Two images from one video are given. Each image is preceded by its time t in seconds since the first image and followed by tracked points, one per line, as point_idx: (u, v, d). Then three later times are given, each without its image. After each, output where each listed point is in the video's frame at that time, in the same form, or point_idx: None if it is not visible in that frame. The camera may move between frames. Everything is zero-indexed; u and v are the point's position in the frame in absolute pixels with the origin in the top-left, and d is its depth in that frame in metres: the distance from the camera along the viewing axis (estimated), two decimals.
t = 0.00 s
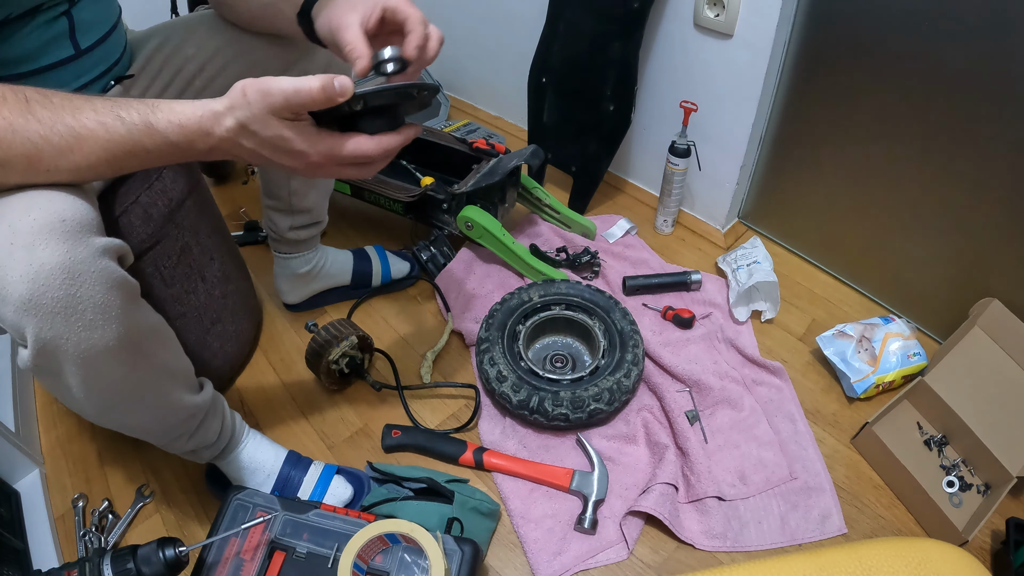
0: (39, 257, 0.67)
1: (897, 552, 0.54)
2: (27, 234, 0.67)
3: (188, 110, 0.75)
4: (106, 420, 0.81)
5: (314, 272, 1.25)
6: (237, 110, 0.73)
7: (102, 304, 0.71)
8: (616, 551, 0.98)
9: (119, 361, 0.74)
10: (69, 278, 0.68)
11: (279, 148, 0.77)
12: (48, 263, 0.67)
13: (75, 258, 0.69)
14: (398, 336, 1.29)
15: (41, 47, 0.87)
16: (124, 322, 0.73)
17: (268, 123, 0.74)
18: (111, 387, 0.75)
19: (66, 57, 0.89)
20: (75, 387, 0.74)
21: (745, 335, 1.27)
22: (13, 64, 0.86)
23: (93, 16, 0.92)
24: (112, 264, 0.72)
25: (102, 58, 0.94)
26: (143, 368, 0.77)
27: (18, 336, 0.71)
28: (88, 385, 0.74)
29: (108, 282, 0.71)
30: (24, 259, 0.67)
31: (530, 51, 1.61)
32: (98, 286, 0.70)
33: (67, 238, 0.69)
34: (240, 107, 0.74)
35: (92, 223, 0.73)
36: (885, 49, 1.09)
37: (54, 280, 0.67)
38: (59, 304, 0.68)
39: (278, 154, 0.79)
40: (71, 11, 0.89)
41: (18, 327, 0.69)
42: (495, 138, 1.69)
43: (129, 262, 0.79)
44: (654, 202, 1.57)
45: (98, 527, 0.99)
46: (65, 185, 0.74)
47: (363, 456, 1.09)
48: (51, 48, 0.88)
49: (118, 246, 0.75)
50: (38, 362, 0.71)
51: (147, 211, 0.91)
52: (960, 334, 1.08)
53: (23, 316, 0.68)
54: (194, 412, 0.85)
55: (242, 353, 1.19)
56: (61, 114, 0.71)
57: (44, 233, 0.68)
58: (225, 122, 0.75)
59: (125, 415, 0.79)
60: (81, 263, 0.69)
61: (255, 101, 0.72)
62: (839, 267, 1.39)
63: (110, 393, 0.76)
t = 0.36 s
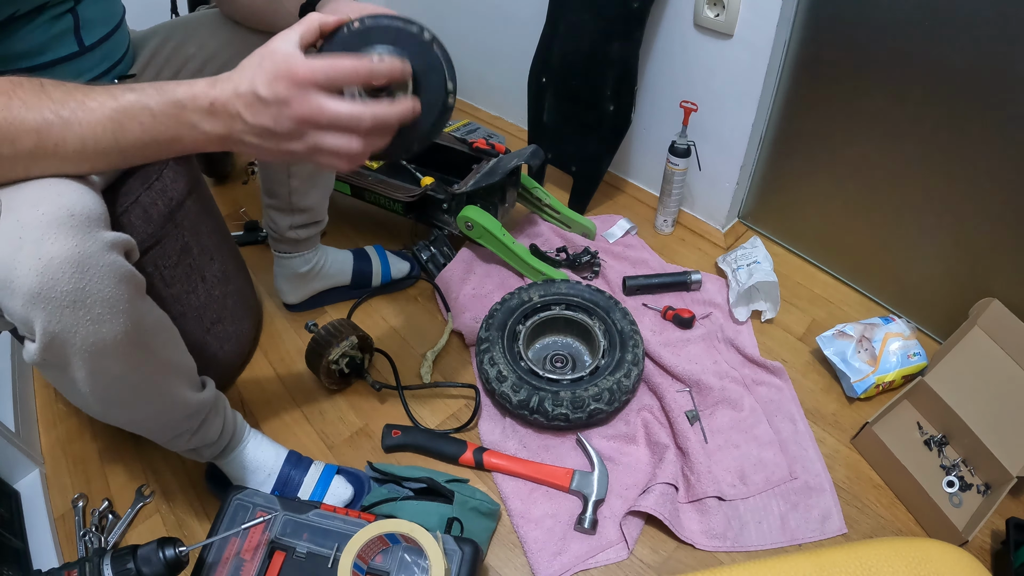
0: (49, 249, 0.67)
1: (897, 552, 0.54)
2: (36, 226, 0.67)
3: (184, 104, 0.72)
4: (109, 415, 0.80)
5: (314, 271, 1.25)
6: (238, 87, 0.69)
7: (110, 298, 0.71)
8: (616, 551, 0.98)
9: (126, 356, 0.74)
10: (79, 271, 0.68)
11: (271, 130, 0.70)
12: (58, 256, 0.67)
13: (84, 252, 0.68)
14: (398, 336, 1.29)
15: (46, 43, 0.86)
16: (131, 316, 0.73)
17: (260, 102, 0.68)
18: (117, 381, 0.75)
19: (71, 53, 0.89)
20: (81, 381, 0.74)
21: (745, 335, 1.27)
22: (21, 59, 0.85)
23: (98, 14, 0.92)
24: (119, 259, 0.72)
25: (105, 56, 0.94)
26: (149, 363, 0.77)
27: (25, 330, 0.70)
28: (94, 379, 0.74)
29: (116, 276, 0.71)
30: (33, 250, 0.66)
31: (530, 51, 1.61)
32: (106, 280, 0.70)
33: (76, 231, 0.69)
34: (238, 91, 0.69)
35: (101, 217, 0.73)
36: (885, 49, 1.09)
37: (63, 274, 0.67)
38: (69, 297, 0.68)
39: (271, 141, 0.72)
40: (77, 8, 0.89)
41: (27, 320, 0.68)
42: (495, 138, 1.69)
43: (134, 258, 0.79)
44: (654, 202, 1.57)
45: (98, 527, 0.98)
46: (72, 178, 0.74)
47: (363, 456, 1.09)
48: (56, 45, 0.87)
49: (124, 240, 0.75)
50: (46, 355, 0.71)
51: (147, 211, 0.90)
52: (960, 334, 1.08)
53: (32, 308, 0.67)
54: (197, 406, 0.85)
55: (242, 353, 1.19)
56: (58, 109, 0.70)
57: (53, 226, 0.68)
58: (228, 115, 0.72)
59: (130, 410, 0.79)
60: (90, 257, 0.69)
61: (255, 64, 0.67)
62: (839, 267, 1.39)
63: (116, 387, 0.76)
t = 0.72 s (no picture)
0: (70, 233, 0.67)
1: (897, 552, 0.54)
2: (57, 211, 0.67)
3: (196, 88, 0.75)
4: (118, 406, 0.80)
5: (313, 271, 1.25)
6: (245, 53, 0.73)
7: (127, 285, 0.71)
8: (616, 551, 0.98)
9: (140, 344, 0.74)
10: (99, 256, 0.68)
11: (282, 85, 0.72)
12: (79, 240, 0.67)
13: (101, 239, 0.68)
14: (398, 336, 1.29)
15: (46, 41, 0.86)
16: (146, 304, 0.73)
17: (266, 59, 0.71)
18: (130, 370, 0.75)
19: (72, 51, 0.89)
20: (93, 369, 0.74)
21: (745, 335, 1.27)
22: (20, 57, 0.85)
23: (100, 13, 0.92)
24: (135, 247, 0.72)
25: (106, 54, 0.94)
26: (160, 353, 0.77)
27: (40, 317, 0.70)
28: (107, 367, 0.74)
29: (133, 263, 0.71)
30: (54, 234, 0.66)
31: (530, 51, 1.61)
32: (122, 267, 0.70)
33: (96, 216, 0.69)
34: (246, 63, 0.72)
35: (119, 206, 0.73)
36: (885, 49, 1.09)
37: (81, 260, 0.67)
38: (87, 282, 0.68)
39: (286, 98, 0.74)
40: (78, 7, 0.89)
41: (45, 306, 0.68)
42: (495, 138, 1.69)
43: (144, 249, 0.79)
44: (654, 202, 1.57)
45: (99, 527, 0.98)
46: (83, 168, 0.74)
47: (363, 456, 1.09)
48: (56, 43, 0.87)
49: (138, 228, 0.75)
50: (62, 342, 0.71)
51: (146, 211, 0.90)
52: (960, 334, 1.08)
53: (51, 291, 0.67)
54: (204, 400, 0.85)
55: (242, 353, 1.19)
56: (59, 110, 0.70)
57: (74, 210, 0.68)
58: (241, 91, 0.74)
59: (141, 400, 0.79)
60: (107, 244, 0.69)
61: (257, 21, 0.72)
62: (839, 266, 1.39)
63: (127, 376, 0.76)
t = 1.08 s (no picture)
0: (58, 240, 0.67)
1: (897, 552, 0.54)
2: (46, 218, 0.67)
3: (187, 94, 0.75)
4: (113, 411, 0.80)
5: (313, 271, 1.25)
6: (235, 60, 0.72)
7: (118, 291, 0.71)
8: (616, 551, 0.98)
9: (133, 349, 0.74)
10: (88, 263, 0.68)
11: (273, 93, 0.73)
12: (68, 247, 0.67)
13: (91, 245, 0.68)
14: (398, 336, 1.29)
15: (42, 43, 0.86)
16: (138, 309, 0.73)
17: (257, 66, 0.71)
18: (124, 375, 0.75)
19: (69, 52, 0.89)
20: (87, 375, 0.74)
21: (745, 335, 1.27)
22: (18, 58, 0.85)
23: (97, 13, 0.91)
24: (126, 252, 0.72)
25: (104, 55, 0.94)
26: (154, 357, 0.77)
27: (32, 324, 0.70)
28: (100, 373, 0.74)
29: (124, 268, 0.71)
30: (42, 242, 0.66)
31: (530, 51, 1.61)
32: (113, 273, 0.70)
33: (85, 223, 0.69)
34: (238, 71, 0.72)
35: (109, 211, 0.73)
36: (886, 48, 1.09)
37: (71, 267, 0.67)
38: (77, 289, 0.68)
39: (277, 107, 0.74)
40: (75, 6, 0.89)
41: (36, 313, 0.68)
42: (495, 138, 1.69)
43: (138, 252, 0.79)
44: (654, 202, 1.57)
45: (99, 527, 0.99)
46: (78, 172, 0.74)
47: (363, 456, 1.09)
48: (53, 45, 0.87)
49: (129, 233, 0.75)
50: (54, 349, 0.71)
51: (147, 211, 0.90)
52: (960, 334, 1.08)
53: (40, 300, 0.67)
54: (200, 402, 0.85)
55: (242, 353, 1.19)
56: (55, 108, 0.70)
57: (63, 217, 0.68)
58: (232, 97, 0.74)
59: (135, 405, 0.79)
60: (96, 250, 0.69)
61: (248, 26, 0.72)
62: (839, 267, 1.39)
63: (121, 382, 0.76)
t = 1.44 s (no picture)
0: (61, 240, 0.67)
1: (897, 552, 0.54)
2: (48, 217, 0.67)
3: (181, 87, 0.75)
4: (115, 410, 0.80)
5: (313, 272, 1.25)
6: (229, 51, 0.72)
7: (120, 290, 0.71)
8: (616, 551, 0.98)
9: (135, 348, 0.74)
10: (91, 262, 0.68)
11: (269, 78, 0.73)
12: (70, 246, 0.67)
13: (93, 245, 0.68)
14: (398, 336, 1.29)
15: (41, 44, 0.86)
16: (140, 307, 0.73)
17: (249, 51, 0.71)
18: (126, 374, 0.75)
19: (68, 55, 0.89)
20: (89, 375, 0.74)
21: (745, 335, 1.27)
22: (17, 61, 0.85)
23: (96, 14, 0.91)
24: (128, 251, 0.72)
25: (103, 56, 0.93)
26: (156, 356, 0.77)
27: (35, 323, 0.70)
28: (102, 372, 0.74)
29: (126, 267, 0.71)
30: (45, 241, 0.66)
31: (530, 52, 1.61)
32: (115, 272, 0.70)
33: (87, 222, 0.69)
34: (230, 57, 0.72)
35: (111, 210, 0.73)
36: (886, 48, 1.09)
37: (74, 267, 0.67)
38: (80, 288, 0.68)
39: (275, 89, 0.75)
40: (73, 7, 0.88)
41: (39, 312, 0.68)
42: (495, 138, 1.69)
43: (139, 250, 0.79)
44: (654, 202, 1.57)
45: (99, 527, 0.98)
46: (77, 171, 0.74)
47: (363, 456, 1.09)
48: (52, 46, 0.87)
49: (131, 232, 0.74)
50: (57, 348, 0.71)
51: (147, 211, 0.90)
52: (960, 334, 1.08)
53: (43, 299, 0.67)
54: (201, 401, 0.85)
55: (242, 353, 1.19)
56: (54, 105, 0.70)
57: (65, 216, 0.68)
58: (227, 86, 0.75)
59: (137, 404, 0.79)
60: (99, 250, 0.69)
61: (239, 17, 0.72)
62: (839, 266, 1.39)
63: (124, 381, 0.76)
